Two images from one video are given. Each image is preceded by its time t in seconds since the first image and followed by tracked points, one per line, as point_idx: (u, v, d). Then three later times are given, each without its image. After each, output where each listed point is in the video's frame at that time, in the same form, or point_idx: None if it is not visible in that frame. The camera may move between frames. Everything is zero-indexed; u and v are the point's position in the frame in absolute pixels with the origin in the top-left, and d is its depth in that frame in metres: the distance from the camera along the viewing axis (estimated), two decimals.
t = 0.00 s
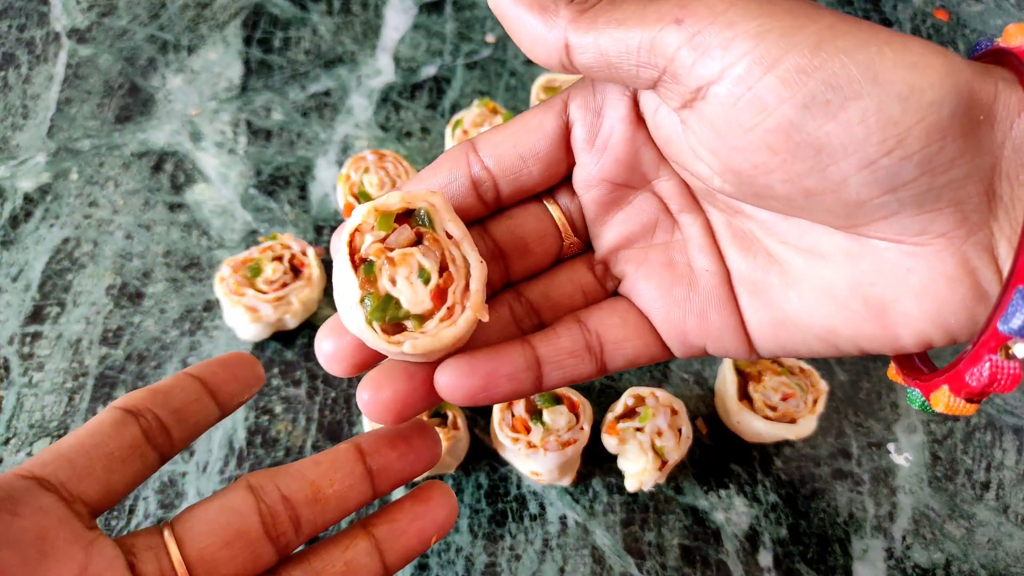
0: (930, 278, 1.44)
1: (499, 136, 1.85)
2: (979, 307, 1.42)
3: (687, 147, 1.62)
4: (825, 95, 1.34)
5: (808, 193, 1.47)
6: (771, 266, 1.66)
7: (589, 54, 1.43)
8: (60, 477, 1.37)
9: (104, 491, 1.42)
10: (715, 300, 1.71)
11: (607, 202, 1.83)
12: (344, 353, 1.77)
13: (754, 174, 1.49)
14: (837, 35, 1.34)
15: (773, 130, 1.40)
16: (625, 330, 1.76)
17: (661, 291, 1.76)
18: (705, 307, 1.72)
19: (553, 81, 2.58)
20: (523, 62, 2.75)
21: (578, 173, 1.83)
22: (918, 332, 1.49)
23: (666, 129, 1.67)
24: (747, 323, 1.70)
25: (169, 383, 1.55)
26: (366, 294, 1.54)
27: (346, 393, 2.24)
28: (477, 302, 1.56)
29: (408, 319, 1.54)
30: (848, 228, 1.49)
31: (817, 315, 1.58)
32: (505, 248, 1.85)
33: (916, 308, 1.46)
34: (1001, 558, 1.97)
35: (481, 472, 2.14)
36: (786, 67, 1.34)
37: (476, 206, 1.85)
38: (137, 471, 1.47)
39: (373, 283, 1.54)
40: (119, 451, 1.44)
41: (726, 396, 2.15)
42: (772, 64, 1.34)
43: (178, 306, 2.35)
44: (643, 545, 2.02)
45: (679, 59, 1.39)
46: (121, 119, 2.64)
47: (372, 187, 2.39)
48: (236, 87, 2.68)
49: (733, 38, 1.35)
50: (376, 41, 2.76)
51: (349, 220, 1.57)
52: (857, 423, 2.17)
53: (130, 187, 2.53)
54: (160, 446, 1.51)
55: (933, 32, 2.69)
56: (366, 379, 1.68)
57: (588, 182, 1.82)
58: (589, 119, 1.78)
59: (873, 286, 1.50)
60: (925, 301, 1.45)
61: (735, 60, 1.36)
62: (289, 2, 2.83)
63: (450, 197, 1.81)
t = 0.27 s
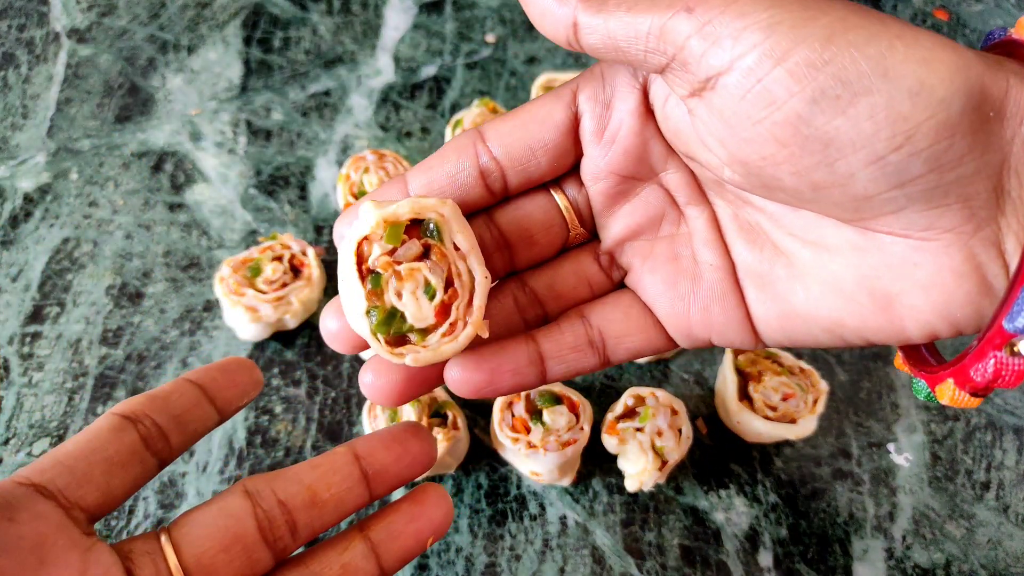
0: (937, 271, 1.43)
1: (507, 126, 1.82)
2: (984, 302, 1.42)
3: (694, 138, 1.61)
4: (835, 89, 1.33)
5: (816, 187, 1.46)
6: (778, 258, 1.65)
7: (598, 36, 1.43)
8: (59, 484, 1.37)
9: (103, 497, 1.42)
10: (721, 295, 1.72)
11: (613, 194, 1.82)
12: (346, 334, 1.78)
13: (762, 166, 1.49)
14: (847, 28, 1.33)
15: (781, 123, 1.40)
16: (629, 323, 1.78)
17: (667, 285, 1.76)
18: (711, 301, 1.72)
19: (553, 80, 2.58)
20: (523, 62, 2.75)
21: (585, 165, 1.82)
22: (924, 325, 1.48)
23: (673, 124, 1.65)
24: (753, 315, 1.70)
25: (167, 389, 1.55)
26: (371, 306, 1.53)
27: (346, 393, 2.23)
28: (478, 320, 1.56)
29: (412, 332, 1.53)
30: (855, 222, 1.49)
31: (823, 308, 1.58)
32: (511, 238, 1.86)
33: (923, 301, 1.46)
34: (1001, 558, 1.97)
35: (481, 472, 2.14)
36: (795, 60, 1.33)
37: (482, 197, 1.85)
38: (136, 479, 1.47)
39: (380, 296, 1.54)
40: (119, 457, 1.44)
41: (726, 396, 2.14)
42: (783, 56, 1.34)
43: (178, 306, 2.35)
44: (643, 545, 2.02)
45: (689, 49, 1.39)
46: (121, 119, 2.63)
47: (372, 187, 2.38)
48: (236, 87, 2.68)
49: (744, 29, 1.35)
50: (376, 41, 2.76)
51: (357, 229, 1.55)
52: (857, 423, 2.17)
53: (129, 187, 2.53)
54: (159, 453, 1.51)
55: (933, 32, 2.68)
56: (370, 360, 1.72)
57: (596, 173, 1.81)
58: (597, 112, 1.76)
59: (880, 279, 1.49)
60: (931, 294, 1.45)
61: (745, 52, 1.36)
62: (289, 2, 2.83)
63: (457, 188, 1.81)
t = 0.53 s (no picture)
0: (943, 271, 1.43)
1: (503, 134, 1.84)
2: (991, 302, 1.42)
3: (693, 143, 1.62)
4: (834, 87, 1.33)
5: (818, 188, 1.46)
6: (781, 262, 1.65)
7: (593, 38, 1.43)
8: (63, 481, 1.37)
9: (106, 494, 1.42)
10: (728, 299, 1.71)
11: (612, 199, 1.83)
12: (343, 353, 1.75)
13: (762, 167, 1.50)
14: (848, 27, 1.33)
15: (780, 122, 1.40)
16: (635, 328, 1.76)
17: (672, 290, 1.75)
18: (719, 305, 1.71)
19: (554, 81, 2.58)
20: (523, 62, 2.75)
21: (581, 170, 1.84)
22: (930, 327, 1.48)
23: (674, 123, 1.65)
24: (759, 320, 1.70)
25: (177, 383, 1.55)
26: (348, 289, 1.57)
27: (346, 393, 2.23)
28: (458, 300, 1.56)
29: (388, 315, 1.56)
30: (858, 223, 1.49)
31: (826, 314, 1.58)
32: (507, 249, 1.87)
33: (928, 302, 1.45)
34: (1001, 558, 1.97)
35: (481, 472, 2.13)
36: (793, 59, 1.33)
37: (478, 204, 1.87)
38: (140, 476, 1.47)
39: (356, 280, 1.57)
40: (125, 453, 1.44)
41: (726, 396, 2.14)
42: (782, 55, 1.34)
43: (178, 306, 2.35)
44: (643, 545, 2.02)
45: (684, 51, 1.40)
46: (121, 119, 2.63)
47: (372, 187, 2.38)
48: (236, 87, 2.68)
49: (740, 31, 1.35)
50: (376, 41, 2.76)
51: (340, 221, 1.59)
52: (857, 423, 2.17)
53: (130, 187, 2.53)
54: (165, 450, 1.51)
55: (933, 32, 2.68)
56: (360, 383, 1.62)
57: (592, 178, 1.83)
58: (593, 117, 1.78)
59: (883, 282, 1.49)
60: (937, 296, 1.44)
61: (742, 53, 1.36)
62: (289, 2, 2.83)
63: (453, 195, 1.84)
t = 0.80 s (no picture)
0: (941, 278, 1.43)
1: (506, 144, 1.87)
2: (989, 310, 1.41)
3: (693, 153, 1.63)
4: (827, 97, 1.33)
5: (816, 197, 1.46)
6: (782, 269, 1.65)
7: (592, 57, 1.42)
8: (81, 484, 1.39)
9: (117, 503, 1.43)
10: (727, 305, 1.70)
11: (616, 205, 1.84)
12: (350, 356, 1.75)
13: (759, 179, 1.50)
14: (842, 39, 1.33)
15: (776, 134, 1.40)
16: (641, 333, 1.74)
17: (678, 294, 1.74)
18: (721, 312, 1.70)
19: (554, 80, 2.58)
20: (523, 62, 2.75)
21: (586, 178, 1.85)
22: (930, 334, 1.48)
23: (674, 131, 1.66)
24: (761, 326, 1.70)
25: (212, 392, 1.59)
26: (350, 298, 1.56)
27: (346, 394, 2.23)
28: (458, 303, 1.54)
29: (389, 321, 1.55)
30: (858, 230, 1.49)
31: (828, 319, 1.57)
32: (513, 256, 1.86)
33: (927, 309, 1.45)
34: (1001, 558, 1.97)
35: (481, 472, 2.14)
36: (787, 71, 1.33)
37: (483, 211, 1.89)
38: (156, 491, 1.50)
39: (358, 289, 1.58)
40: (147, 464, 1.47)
41: (726, 396, 2.14)
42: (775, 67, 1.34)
43: (178, 306, 2.35)
44: (643, 545, 2.02)
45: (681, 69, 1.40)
46: (121, 119, 2.63)
47: (372, 187, 2.39)
48: (236, 87, 2.68)
49: (734, 44, 1.35)
50: (376, 41, 2.76)
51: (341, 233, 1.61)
52: (857, 423, 2.17)
53: (130, 187, 2.53)
54: (192, 468, 1.55)
55: (933, 32, 2.68)
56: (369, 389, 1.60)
57: (596, 185, 1.84)
58: (596, 125, 1.80)
59: (883, 289, 1.49)
60: (936, 303, 1.44)
61: (736, 67, 1.36)
62: (289, 2, 2.83)
63: (458, 203, 1.85)
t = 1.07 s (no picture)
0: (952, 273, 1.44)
1: (507, 128, 1.82)
2: (1001, 303, 1.43)
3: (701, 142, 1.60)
4: (843, 90, 1.32)
5: (829, 190, 1.45)
6: (788, 263, 1.65)
7: (600, 41, 1.41)
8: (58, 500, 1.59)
9: (89, 513, 1.61)
10: (731, 301, 1.72)
11: (616, 201, 1.83)
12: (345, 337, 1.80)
13: (771, 171, 1.48)
14: (859, 31, 1.32)
15: (790, 125, 1.38)
16: (633, 331, 1.78)
17: (674, 294, 1.76)
18: (719, 308, 1.73)
19: (554, 80, 2.59)
20: (523, 62, 2.75)
21: (589, 170, 1.81)
22: (939, 328, 1.49)
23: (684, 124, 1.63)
24: (764, 321, 1.71)
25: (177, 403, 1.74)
26: (353, 312, 1.58)
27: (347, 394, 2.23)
28: (459, 330, 1.56)
29: (391, 339, 1.57)
30: (873, 223, 1.48)
31: (835, 314, 1.58)
32: (509, 245, 1.91)
33: (939, 304, 1.46)
34: (1001, 558, 1.97)
35: (480, 472, 2.14)
36: (803, 62, 1.32)
37: (480, 197, 1.87)
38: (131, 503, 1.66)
39: (361, 303, 1.58)
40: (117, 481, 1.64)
41: (726, 395, 2.15)
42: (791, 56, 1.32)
43: (178, 306, 2.35)
44: (643, 544, 2.02)
45: (691, 56, 1.38)
46: (121, 119, 2.63)
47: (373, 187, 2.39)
48: (236, 87, 2.68)
49: (750, 34, 1.33)
50: (376, 41, 2.76)
51: (343, 236, 1.57)
52: (857, 423, 2.17)
53: (130, 187, 2.53)
54: (164, 478, 1.69)
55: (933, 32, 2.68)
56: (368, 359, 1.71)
57: (599, 180, 1.81)
58: (601, 118, 1.75)
59: (892, 284, 1.50)
60: (947, 297, 1.45)
61: (751, 57, 1.34)
62: (289, 2, 2.83)
63: (455, 186, 1.83)
